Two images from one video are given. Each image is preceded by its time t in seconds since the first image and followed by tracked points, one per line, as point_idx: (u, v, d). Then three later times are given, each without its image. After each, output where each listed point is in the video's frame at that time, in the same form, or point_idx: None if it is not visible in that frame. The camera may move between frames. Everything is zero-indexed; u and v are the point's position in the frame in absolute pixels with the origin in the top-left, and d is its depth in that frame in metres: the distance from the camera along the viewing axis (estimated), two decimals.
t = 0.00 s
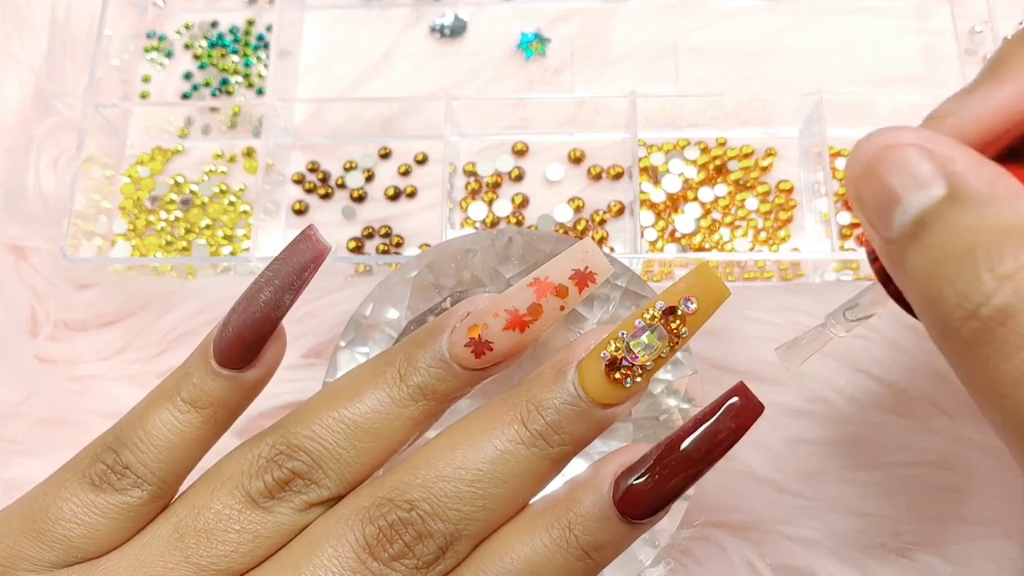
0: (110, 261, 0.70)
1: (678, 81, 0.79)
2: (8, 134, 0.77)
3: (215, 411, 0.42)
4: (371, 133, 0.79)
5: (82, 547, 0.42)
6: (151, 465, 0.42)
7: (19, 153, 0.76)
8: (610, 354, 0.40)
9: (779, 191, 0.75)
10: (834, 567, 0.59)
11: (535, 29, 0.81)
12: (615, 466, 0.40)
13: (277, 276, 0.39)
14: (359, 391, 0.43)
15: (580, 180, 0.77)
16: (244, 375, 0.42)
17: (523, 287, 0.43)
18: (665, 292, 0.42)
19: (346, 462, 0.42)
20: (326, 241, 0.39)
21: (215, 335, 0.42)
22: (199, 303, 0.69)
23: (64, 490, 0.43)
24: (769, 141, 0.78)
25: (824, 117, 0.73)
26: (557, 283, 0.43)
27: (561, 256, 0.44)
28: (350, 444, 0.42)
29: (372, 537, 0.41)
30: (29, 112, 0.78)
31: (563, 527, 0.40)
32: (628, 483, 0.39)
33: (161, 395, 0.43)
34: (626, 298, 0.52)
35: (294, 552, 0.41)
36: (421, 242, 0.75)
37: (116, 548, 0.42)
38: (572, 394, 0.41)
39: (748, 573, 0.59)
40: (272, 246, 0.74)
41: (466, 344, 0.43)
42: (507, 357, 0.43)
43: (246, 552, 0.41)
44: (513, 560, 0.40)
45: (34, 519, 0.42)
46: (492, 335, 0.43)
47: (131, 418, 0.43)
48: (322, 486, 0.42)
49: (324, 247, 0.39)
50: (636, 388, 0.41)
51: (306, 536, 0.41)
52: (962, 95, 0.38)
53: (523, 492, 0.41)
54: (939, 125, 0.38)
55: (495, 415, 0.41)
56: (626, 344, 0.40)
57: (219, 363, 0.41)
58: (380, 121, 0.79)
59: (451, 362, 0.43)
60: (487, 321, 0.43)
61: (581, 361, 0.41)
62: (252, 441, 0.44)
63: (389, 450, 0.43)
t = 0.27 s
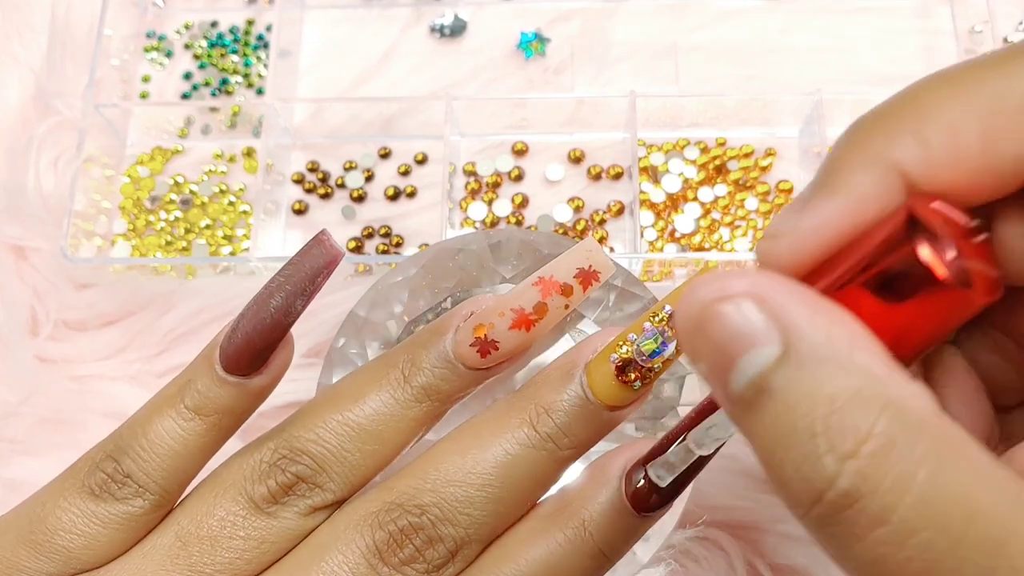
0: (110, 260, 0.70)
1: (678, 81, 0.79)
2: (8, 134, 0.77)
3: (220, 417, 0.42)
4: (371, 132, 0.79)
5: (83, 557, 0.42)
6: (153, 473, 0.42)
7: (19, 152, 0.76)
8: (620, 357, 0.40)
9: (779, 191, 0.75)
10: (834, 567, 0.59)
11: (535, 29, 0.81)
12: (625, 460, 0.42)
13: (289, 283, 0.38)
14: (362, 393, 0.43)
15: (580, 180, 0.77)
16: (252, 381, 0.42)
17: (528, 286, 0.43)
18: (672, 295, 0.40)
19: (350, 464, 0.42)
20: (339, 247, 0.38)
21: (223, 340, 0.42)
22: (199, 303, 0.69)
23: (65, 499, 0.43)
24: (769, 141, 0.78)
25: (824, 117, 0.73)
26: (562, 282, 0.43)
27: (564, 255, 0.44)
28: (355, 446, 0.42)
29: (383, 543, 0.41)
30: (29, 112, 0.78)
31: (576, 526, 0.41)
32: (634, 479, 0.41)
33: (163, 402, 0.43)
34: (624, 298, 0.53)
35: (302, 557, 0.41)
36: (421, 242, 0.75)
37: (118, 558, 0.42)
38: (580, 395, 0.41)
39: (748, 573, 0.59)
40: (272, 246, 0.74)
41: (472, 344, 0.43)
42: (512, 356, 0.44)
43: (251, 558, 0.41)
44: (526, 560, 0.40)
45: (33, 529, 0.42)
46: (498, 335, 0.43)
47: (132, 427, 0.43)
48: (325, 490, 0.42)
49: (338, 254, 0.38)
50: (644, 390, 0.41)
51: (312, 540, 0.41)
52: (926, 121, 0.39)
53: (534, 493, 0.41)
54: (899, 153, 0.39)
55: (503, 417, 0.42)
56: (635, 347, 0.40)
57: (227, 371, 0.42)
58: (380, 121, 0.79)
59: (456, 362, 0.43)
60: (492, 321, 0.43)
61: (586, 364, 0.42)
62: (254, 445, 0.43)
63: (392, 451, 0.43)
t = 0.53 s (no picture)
0: (110, 260, 0.70)
1: (678, 80, 0.79)
2: (8, 133, 0.77)
3: (224, 413, 0.42)
4: (371, 132, 0.79)
5: (85, 553, 0.41)
6: (158, 468, 0.42)
7: (19, 152, 0.76)
8: (623, 354, 0.40)
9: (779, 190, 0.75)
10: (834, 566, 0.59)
11: (535, 29, 0.82)
12: (627, 459, 0.43)
13: (294, 277, 0.39)
14: (364, 389, 0.43)
15: (580, 179, 0.77)
16: (256, 377, 0.42)
17: (529, 280, 0.43)
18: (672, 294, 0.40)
19: (351, 461, 0.42)
20: (344, 242, 0.39)
21: (228, 336, 0.42)
22: (199, 303, 0.69)
23: (68, 495, 0.42)
24: (769, 140, 0.78)
25: (824, 116, 0.73)
26: (564, 275, 0.42)
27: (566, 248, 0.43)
28: (356, 442, 0.42)
29: (386, 540, 0.40)
30: (29, 111, 0.78)
31: (581, 524, 0.41)
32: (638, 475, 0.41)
33: (167, 398, 0.43)
34: (623, 298, 0.53)
35: (304, 554, 0.40)
36: (421, 242, 0.75)
37: (121, 554, 0.42)
38: (583, 392, 0.41)
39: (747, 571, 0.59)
40: (272, 245, 0.74)
41: (474, 338, 0.43)
42: (514, 350, 0.44)
43: (252, 556, 0.41)
44: (530, 559, 0.40)
45: (35, 525, 0.42)
46: (501, 328, 0.43)
47: (136, 423, 0.43)
48: (327, 487, 0.42)
49: (342, 249, 0.39)
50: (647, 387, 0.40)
51: (314, 538, 0.41)
52: (857, 160, 0.37)
53: (537, 490, 0.42)
54: (837, 193, 0.37)
55: (506, 415, 0.42)
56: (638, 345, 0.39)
57: (231, 366, 0.42)
58: (381, 121, 0.79)
59: (458, 358, 0.44)
60: (495, 315, 0.43)
61: (588, 362, 0.42)
62: (255, 442, 0.43)
63: (394, 448, 0.43)
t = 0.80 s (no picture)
0: (110, 259, 0.70)
1: (678, 80, 0.79)
2: (8, 133, 0.77)
3: (225, 411, 0.42)
4: (371, 132, 0.79)
5: (88, 548, 0.41)
6: (160, 465, 0.42)
7: (19, 151, 0.76)
8: (622, 351, 0.39)
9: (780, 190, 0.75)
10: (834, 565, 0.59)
11: (535, 28, 0.82)
12: (625, 458, 0.42)
13: (294, 275, 0.38)
14: (364, 387, 0.43)
15: (580, 179, 0.77)
16: (257, 375, 0.42)
17: (528, 276, 0.43)
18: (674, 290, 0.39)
19: (350, 459, 0.42)
20: (343, 240, 0.39)
21: (229, 334, 0.42)
22: (199, 302, 0.69)
23: (72, 491, 0.42)
24: (769, 140, 0.78)
25: (824, 116, 0.73)
26: (562, 271, 0.43)
27: (565, 245, 0.44)
28: (355, 440, 0.42)
29: (385, 538, 0.40)
30: (29, 111, 0.78)
31: (581, 522, 0.41)
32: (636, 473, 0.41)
33: (171, 396, 0.43)
34: (623, 297, 0.53)
35: (303, 551, 0.40)
36: (421, 241, 0.75)
37: (123, 551, 0.42)
38: (583, 390, 0.41)
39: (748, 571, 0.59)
40: (272, 245, 0.74)
41: (473, 335, 0.43)
42: (513, 347, 0.44)
43: (251, 553, 0.41)
44: (529, 557, 0.40)
45: (40, 520, 0.42)
46: (499, 325, 0.43)
47: (140, 421, 0.43)
48: (326, 484, 0.42)
49: (342, 246, 0.39)
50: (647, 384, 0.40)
51: (313, 535, 0.41)
52: (842, 161, 0.37)
53: (537, 489, 0.42)
54: (825, 194, 0.37)
55: (506, 413, 0.42)
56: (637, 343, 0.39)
57: (233, 364, 0.42)
58: (381, 120, 0.79)
59: (457, 355, 0.43)
60: (493, 311, 0.43)
61: (588, 360, 0.42)
62: (256, 440, 0.43)
63: (393, 447, 0.43)
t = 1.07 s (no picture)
0: (110, 260, 0.70)
1: (678, 80, 0.79)
2: (8, 133, 0.77)
3: (223, 411, 0.42)
4: (371, 132, 0.79)
5: (95, 548, 0.42)
6: (162, 468, 0.42)
7: (19, 151, 0.76)
8: (609, 342, 0.41)
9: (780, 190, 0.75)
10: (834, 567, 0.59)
11: (535, 28, 0.82)
12: (619, 450, 0.43)
13: (271, 269, 0.38)
14: (358, 387, 0.43)
15: (580, 179, 0.77)
16: (246, 373, 0.42)
17: (511, 265, 0.43)
18: (660, 285, 0.41)
19: (344, 458, 0.42)
20: (319, 232, 0.39)
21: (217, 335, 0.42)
22: (199, 303, 0.69)
23: (82, 496, 0.43)
24: (769, 140, 0.78)
25: (825, 116, 0.73)
26: (544, 257, 0.43)
27: (547, 233, 0.44)
28: (349, 438, 0.42)
29: (381, 536, 0.40)
30: (30, 112, 0.78)
31: (577, 514, 0.41)
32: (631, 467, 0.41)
33: (171, 403, 0.43)
34: (620, 297, 0.52)
35: (299, 551, 0.40)
36: (421, 242, 0.75)
37: (130, 552, 0.42)
38: (577, 385, 0.42)
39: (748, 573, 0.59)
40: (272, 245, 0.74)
41: (460, 327, 0.43)
42: (501, 337, 0.44)
43: (247, 554, 0.41)
44: (527, 554, 0.40)
45: (52, 525, 0.42)
46: (484, 314, 0.43)
47: (143, 427, 0.43)
48: (321, 485, 0.42)
49: (318, 238, 0.39)
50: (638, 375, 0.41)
51: (309, 536, 0.41)
52: (849, 181, 0.36)
53: (533, 485, 0.41)
54: (829, 213, 0.36)
55: (501, 411, 0.42)
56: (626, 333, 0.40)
57: (224, 363, 0.42)
58: (381, 121, 0.79)
59: (448, 350, 0.44)
60: (478, 300, 0.43)
61: (580, 355, 0.42)
62: (256, 444, 0.44)
63: (389, 445, 0.43)
